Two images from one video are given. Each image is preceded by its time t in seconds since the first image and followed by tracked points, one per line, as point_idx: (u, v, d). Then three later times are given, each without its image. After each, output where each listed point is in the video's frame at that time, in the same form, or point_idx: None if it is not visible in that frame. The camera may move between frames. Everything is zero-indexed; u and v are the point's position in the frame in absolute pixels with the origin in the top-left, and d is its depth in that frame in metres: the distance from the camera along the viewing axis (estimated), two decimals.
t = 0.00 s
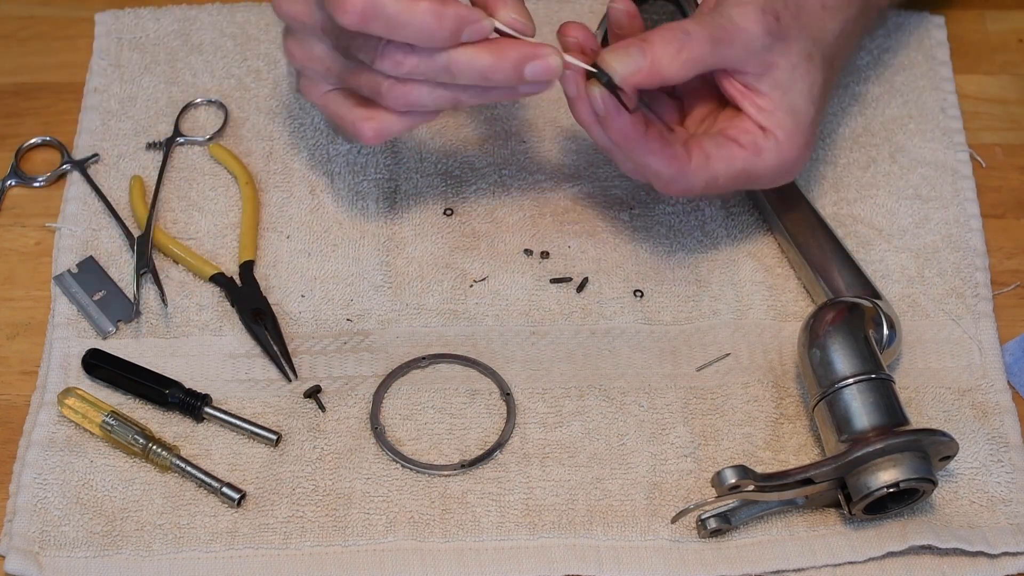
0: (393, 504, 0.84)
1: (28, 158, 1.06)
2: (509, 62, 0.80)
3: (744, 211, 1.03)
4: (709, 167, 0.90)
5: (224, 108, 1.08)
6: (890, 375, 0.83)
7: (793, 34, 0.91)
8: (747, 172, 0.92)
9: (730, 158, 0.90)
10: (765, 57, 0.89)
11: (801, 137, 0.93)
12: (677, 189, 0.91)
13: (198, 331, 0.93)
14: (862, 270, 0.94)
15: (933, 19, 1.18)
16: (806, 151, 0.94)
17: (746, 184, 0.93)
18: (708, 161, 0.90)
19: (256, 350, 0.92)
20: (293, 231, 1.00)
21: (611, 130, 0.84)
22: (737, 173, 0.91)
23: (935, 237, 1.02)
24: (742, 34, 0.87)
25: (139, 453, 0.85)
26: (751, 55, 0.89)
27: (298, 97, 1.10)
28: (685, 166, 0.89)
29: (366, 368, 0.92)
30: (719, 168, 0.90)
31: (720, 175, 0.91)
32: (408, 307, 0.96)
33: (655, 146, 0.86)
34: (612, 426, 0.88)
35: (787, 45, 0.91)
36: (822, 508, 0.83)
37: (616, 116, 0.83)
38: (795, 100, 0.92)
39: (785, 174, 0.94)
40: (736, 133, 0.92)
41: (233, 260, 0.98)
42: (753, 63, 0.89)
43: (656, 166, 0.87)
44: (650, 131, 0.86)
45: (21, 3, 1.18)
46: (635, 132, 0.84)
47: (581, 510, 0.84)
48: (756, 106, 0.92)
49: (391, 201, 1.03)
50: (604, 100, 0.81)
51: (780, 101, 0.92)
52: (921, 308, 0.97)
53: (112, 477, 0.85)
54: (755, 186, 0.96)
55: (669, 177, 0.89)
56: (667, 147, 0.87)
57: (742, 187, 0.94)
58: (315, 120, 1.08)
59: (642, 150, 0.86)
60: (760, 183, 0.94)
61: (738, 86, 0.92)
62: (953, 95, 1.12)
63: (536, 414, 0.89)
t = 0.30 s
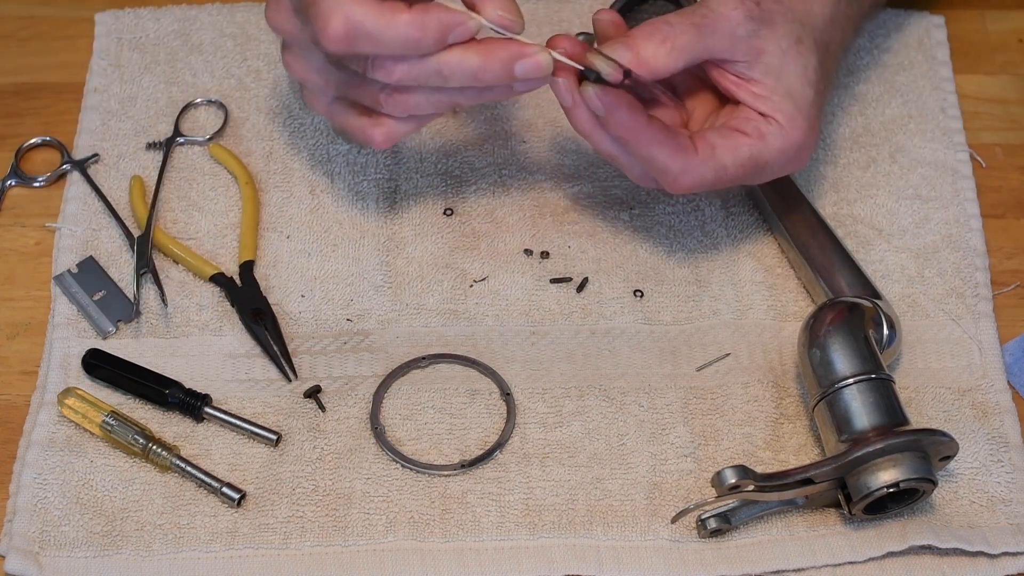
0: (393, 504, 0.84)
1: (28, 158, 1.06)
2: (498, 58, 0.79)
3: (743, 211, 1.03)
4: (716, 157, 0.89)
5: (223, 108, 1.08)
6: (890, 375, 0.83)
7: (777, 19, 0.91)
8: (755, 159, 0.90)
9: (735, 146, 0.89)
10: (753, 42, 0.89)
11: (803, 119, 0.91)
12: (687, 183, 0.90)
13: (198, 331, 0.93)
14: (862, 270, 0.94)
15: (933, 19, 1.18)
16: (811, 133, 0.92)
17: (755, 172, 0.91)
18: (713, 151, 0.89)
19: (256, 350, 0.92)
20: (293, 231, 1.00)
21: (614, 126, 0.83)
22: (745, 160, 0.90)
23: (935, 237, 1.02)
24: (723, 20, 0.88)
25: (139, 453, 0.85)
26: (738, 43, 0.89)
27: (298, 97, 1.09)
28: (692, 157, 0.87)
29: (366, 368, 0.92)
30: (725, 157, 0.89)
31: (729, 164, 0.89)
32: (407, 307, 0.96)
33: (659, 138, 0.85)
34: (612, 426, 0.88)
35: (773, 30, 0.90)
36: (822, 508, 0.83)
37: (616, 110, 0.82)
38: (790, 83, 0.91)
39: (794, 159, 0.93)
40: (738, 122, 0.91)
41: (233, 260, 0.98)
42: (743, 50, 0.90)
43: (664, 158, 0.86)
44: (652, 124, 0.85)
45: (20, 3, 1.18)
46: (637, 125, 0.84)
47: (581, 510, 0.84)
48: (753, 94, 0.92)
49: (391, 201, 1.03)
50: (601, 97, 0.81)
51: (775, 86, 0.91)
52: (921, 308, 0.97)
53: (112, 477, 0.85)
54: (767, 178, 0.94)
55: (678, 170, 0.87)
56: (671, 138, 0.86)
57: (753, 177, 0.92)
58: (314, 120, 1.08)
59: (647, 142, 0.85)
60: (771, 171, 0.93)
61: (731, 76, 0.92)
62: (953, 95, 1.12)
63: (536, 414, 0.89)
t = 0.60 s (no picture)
0: (393, 504, 0.84)
1: (29, 158, 1.06)
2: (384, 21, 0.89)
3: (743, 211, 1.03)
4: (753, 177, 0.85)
5: (224, 108, 1.08)
6: (890, 375, 0.83)
7: (796, 20, 0.84)
8: (794, 168, 0.85)
9: (775, 156, 0.84)
10: (775, 45, 0.82)
11: (841, 116, 0.84)
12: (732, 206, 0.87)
13: (198, 330, 0.93)
14: (862, 270, 0.94)
15: (933, 19, 1.18)
16: (851, 130, 0.85)
17: (798, 182, 0.86)
18: (751, 167, 0.84)
19: (255, 350, 0.92)
20: (293, 231, 1.00)
21: (647, 161, 0.85)
22: (785, 170, 0.84)
23: (935, 237, 1.02)
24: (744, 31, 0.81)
25: (139, 453, 0.85)
26: (762, 49, 0.82)
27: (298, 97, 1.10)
28: (730, 179, 0.84)
29: (366, 368, 0.92)
30: (765, 171, 0.84)
31: (768, 180, 0.85)
32: (407, 307, 0.96)
33: (691, 164, 0.85)
34: (612, 426, 0.88)
35: (795, 29, 0.83)
36: (822, 508, 0.83)
37: (638, 149, 0.84)
38: (820, 80, 0.84)
39: (837, 159, 0.86)
40: (773, 130, 0.86)
41: (233, 260, 0.98)
42: (767, 52, 0.82)
43: (700, 186, 0.85)
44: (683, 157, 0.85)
45: (21, 3, 1.18)
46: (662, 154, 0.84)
47: (581, 510, 0.84)
48: (784, 98, 0.85)
49: (391, 201, 1.03)
50: (627, 132, 0.84)
51: (807, 84, 0.84)
52: (921, 308, 0.97)
53: (112, 477, 0.85)
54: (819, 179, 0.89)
55: (721, 191, 0.85)
56: (705, 163, 0.85)
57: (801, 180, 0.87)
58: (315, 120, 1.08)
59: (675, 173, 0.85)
60: (820, 171, 0.87)
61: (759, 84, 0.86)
62: (953, 95, 1.12)
63: (536, 414, 0.89)
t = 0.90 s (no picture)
0: (393, 504, 0.84)
1: (28, 158, 1.06)
2: None
3: (743, 211, 1.03)
4: (697, 46, 0.71)
5: (223, 108, 1.08)
6: (890, 375, 0.83)
7: None
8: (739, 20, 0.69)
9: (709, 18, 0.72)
10: None
11: None
12: (711, 86, 0.72)
13: (198, 331, 0.93)
14: (861, 270, 0.94)
15: (933, 19, 1.18)
16: None
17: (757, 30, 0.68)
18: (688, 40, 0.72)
19: (255, 350, 0.92)
20: (293, 231, 1.00)
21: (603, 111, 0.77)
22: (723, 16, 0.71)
23: (935, 237, 1.02)
24: None
25: (139, 453, 0.85)
26: None
27: (298, 98, 1.09)
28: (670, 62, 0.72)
29: (366, 368, 0.92)
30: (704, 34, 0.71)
31: (723, 44, 0.70)
32: (407, 307, 0.96)
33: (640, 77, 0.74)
34: (612, 426, 0.88)
35: None
36: (822, 508, 0.83)
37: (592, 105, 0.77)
38: None
39: None
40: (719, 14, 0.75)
41: (233, 261, 0.98)
42: None
43: (659, 85, 0.73)
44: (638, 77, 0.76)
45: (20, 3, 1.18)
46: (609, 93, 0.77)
47: (581, 510, 0.84)
48: None
49: (391, 201, 1.03)
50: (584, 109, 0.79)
51: None
52: (921, 308, 0.97)
53: (112, 477, 0.85)
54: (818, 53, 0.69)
55: (666, 75, 0.72)
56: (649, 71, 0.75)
57: (777, 49, 0.69)
58: (315, 120, 1.08)
59: (627, 93, 0.74)
60: (791, 37, 0.68)
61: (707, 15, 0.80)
62: (953, 95, 1.12)
63: (536, 414, 0.89)
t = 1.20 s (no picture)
0: (393, 504, 0.84)
1: (28, 158, 1.06)
2: None
3: (743, 211, 1.03)
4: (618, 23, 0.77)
5: (223, 108, 1.08)
6: (890, 375, 0.83)
7: None
8: None
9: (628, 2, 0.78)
10: None
11: None
12: (638, 54, 0.77)
13: (199, 331, 0.93)
14: (862, 270, 0.94)
15: (933, 19, 1.18)
16: None
17: None
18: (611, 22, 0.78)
19: (256, 350, 0.92)
20: (293, 231, 1.00)
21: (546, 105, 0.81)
22: None
23: (934, 237, 1.02)
24: None
25: (139, 453, 0.85)
26: None
27: (298, 97, 1.09)
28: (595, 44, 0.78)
29: (366, 368, 0.92)
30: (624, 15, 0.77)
31: (645, 13, 0.77)
32: (407, 307, 0.96)
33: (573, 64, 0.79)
34: (612, 426, 0.88)
35: None
36: (822, 508, 0.83)
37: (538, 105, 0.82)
38: None
39: None
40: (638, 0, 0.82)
41: (233, 261, 0.98)
42: None
43: (588, 67, 0.77)
44: (568, 68, 0.81)
45: (21, 3, 1.18)
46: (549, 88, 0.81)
47: (581, 510, 0.84)
48: None
49: (391, 201, 1.03)
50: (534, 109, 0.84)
51: None
52: (921, 308, 0.97)
53: (112, 477, 0.85)
54: None
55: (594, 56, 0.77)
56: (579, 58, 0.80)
57: (695, 7, 0.78)
58: (315, 120, 1.08)
59: (564, 84, 0.79)
60: None
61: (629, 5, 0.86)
62: (953, 95, 1.12)
63: (536, 414, 0.89)
